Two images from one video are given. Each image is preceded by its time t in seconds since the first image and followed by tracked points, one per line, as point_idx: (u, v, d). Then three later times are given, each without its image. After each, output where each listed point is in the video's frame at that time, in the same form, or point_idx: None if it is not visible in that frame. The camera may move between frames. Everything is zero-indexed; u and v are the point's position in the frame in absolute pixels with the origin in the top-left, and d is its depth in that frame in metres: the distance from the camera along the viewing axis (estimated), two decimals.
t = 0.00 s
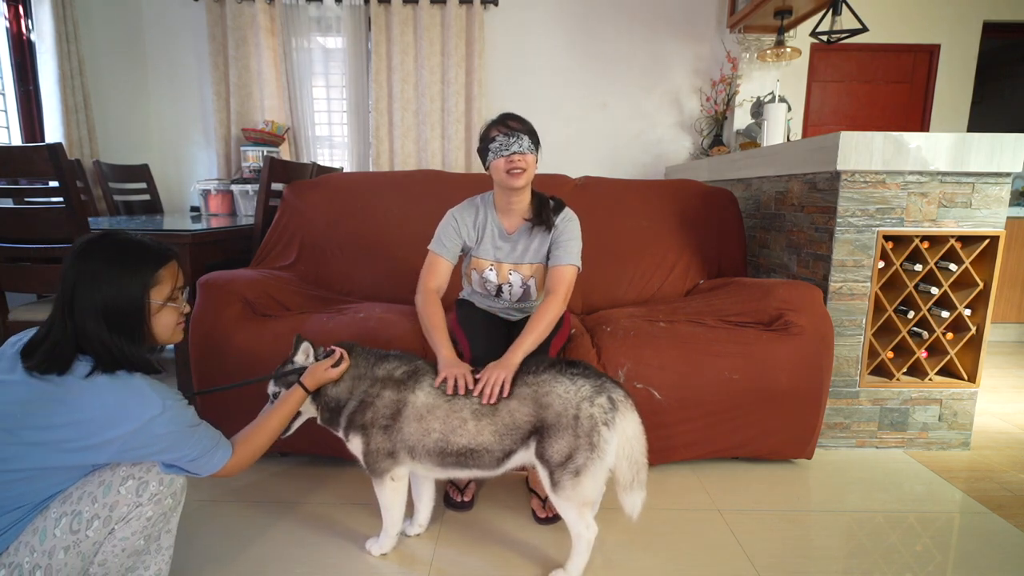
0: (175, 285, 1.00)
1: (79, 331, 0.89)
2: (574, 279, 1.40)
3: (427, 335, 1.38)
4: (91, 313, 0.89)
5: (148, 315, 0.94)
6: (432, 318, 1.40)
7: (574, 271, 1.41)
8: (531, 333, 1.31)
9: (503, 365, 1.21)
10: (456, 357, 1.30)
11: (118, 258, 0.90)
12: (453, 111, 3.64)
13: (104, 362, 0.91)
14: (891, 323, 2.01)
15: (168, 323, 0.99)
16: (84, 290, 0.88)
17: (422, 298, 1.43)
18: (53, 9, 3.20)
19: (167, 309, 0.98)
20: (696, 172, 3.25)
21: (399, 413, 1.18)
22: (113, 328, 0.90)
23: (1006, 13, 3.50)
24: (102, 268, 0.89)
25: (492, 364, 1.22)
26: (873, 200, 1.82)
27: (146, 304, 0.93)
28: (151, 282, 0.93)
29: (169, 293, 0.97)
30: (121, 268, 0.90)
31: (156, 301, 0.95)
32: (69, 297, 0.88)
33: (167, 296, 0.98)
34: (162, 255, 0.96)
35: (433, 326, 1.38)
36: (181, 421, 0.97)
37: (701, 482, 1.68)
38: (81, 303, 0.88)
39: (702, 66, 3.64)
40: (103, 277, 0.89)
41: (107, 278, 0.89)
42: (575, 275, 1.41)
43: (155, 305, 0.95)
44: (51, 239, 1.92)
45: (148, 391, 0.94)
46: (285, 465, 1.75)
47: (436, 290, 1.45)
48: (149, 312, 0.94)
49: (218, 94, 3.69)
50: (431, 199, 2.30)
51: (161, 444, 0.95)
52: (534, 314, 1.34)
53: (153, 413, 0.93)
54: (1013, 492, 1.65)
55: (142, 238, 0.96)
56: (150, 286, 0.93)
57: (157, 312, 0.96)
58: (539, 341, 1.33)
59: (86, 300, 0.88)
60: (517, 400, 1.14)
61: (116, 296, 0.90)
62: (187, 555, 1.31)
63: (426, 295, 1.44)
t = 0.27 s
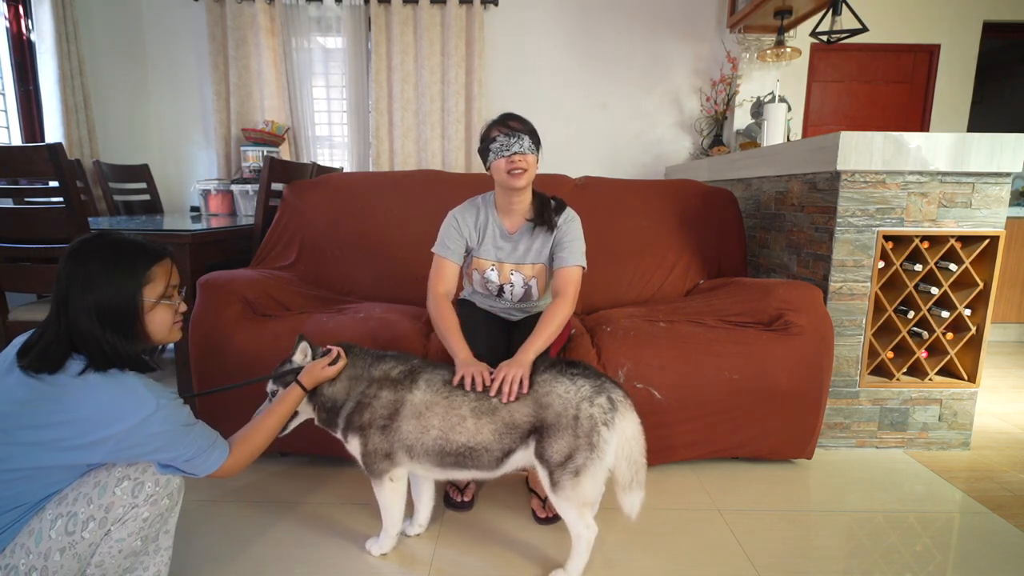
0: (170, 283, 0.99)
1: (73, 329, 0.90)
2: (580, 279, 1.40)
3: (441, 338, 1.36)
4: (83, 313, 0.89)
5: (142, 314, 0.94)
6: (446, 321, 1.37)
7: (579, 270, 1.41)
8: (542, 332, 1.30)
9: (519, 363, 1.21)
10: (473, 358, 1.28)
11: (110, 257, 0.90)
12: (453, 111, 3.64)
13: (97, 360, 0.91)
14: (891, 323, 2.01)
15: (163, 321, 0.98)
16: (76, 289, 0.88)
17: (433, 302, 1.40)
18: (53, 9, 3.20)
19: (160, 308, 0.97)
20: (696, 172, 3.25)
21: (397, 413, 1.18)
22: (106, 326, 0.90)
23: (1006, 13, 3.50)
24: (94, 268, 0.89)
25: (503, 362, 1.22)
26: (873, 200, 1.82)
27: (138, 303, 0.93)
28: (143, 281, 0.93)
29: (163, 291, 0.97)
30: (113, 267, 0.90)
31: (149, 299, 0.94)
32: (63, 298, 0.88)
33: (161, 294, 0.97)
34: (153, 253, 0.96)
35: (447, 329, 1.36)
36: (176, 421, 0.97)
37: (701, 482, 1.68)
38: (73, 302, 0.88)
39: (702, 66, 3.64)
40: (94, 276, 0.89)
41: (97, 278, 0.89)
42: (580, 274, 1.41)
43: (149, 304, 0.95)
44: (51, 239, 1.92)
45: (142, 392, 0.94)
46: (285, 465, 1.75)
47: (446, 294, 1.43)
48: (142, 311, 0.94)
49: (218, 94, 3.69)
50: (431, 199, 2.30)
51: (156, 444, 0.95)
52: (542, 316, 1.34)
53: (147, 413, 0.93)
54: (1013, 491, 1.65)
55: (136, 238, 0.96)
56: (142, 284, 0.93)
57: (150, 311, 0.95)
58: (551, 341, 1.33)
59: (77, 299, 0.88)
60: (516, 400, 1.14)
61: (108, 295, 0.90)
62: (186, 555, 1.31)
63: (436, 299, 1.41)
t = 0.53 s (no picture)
0: (160, 283, 0.97)
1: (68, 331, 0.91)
2: (586, 279, 1.41)
3: (456, 342, 1.35)
4: (74, 315, 0.89)
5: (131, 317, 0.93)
6: (458, 324, 1.37)
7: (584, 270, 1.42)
8: (553, 333, 1.31)
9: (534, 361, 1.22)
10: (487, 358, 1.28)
11: (95, 259, 0.90)
12: (453, 111, 3.64)
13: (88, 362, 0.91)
14: (891, 323, 2.01)
15: (153, 323, 0.96)
16: (65, 292, 0.89)
17: (443, 307, 1.41)
18: (53, 9, 3.20)
19: (148, 309, 0.94)
20: (696, 172, 3.25)
21: (396, 414, 1.18)
22: (94, 329, 0.90)
23: (1007, 13, 3.50)
24: (83, 271, 0.89)
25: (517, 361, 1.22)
26: (873, 200, 1.82)
27: (123, 305, 0.91)
28: (127, 283, 0.91)
29: (151, 292, 0.95)
30: (98, 270, 0.89)
31: (134, 302, 0.92)
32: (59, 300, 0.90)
33: (150, 295, 0.95)
34: (142, 254, 0.94)
35: (460, 332, 1.35)
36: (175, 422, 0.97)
37: (701, 482, 1.68)
38: (65, 305, 0.89)
39: (702, 66, 3.64)
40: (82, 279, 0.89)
41: (86, 281, 0.89)
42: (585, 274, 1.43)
43: (136, 306, 0.93)
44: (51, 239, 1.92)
45: (140, 393, 0.94)
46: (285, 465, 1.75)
47: (455, 297, 1.43)
48: (127, 313, 0.92)
49: (218, 94, 3.69)
50: (431, 199, 2.30)
51: (156, 445, 0.95)
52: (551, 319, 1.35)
53: (146, 414, 0.93)
54: (1013, 491, 1.65)
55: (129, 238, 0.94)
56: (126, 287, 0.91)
57: (137, 313, 0.93)
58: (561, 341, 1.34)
59: (67, 302, 0.89)
60: (516, 402, 1.14)
61: (96, 298, 0.89)
62: (187, 555, 1.31)
63: (445, 304, 1.41)
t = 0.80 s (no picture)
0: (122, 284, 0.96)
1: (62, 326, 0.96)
2: (589, 280, 1.43)
3: (463, 343, 1.34)
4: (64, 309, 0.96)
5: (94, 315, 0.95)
6: (465, 324, 1.36)
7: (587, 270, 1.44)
8: (566, 334, 1.31)
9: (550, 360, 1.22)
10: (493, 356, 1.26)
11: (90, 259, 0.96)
12: (453, 111, 3.64)
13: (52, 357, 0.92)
14: (891, 323, 2.01)
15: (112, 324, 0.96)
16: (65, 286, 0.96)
17: (449, 307, 1.40)
18: (53, 9, 3.20)
19: (109, 309, 0.96)
20: (696, 172, 3.25)
21: (394, 416, 1.17)
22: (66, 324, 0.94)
23: (1007, 13, 3.50)
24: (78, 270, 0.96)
25: (537, 361, 1.21)
26: (873, 200, 1.82)
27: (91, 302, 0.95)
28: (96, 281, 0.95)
29: (114, 294, 0.96)
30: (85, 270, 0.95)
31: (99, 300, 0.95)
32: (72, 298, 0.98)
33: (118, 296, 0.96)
34: (123, 258, 0.97)
35: (467, 332, 1.34)
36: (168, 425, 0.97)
37: (701, 482, 1.68)
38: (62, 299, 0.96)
39: (702, 66, 3.64)
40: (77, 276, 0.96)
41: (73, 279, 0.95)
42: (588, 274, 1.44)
43: (99, 306, 0.95)
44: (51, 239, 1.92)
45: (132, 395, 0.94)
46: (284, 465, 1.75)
47: (460, 297, 1.42)
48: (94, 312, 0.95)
49: (218, 94, 3.69)
50: (432, 199, 2.30)
51: (149, 446, 0.95)
52: (564, 319, 1.36)
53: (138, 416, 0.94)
54: (1012, 491, 1.65)
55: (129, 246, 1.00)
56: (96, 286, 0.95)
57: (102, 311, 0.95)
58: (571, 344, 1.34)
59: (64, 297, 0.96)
60: (515, 403, 1.14)
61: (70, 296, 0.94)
62: (187, 555, 1.31)
63: (450, 304, 1.41)
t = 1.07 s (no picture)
0: (136, 287, 0.96)
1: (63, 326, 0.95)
2: (589, 283, 1.44)
3: (471, 343, 1.33)
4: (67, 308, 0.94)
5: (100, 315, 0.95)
6: (472, 325, 1.35)
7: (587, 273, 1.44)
8: (570, 342, 1.30)
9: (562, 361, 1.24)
10: (505, 356, 1.25)
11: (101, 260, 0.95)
12: (453, 111, 3.64)
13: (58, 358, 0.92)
14: (891, 323, 2.01)
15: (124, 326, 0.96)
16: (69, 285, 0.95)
17: (454, 308, 1.39)
18: (53, 9, 3.20)
19: (120, 310, 0.95)
20: (696, 172, 3.25)
21: (394, 416, 1.17)
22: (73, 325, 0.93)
23: (1007, 13, 3.50)
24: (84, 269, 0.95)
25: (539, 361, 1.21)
26: (873, 200, 1.82)
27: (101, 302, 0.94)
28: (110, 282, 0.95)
29: (125, 296, 0.96)
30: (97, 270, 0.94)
31: (111, 301, 0.95)
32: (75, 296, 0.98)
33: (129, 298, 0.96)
34: (135, 260, 0.97)
35: (474, 332, 1.33)
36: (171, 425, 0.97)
37: (701, 482, 1.68)
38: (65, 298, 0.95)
39: (702, 66, 3.64)
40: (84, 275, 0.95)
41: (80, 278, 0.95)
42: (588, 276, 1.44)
43: (108, 307, 0.95)
44: (51, 239, 1.92)
45: (135, 395, 0.94)
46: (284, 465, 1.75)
47: (464, 298, 1.42)
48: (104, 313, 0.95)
49: (218, 94, 3.69)
50: (432, 200, 2.30)
51: (152, 445, 0.95)
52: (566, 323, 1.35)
53: (141, 415, 0.94)
54: (1012, 491, 1.65)
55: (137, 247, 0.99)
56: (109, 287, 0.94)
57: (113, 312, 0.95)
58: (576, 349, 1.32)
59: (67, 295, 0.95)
60: (515, 404, 1.13)
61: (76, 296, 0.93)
62: (187, 555, 1.31)
63: (455, 304, 1.40)
